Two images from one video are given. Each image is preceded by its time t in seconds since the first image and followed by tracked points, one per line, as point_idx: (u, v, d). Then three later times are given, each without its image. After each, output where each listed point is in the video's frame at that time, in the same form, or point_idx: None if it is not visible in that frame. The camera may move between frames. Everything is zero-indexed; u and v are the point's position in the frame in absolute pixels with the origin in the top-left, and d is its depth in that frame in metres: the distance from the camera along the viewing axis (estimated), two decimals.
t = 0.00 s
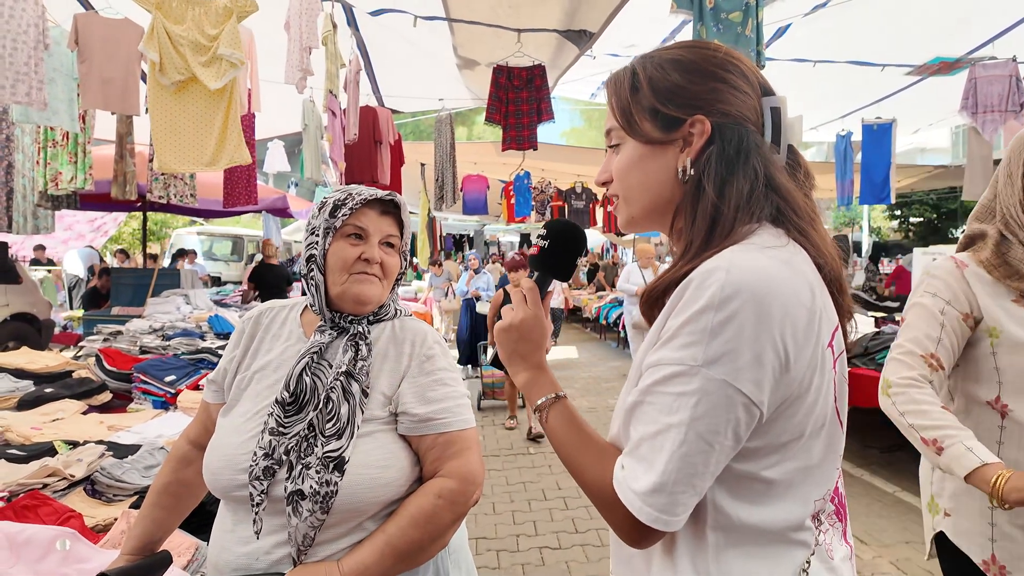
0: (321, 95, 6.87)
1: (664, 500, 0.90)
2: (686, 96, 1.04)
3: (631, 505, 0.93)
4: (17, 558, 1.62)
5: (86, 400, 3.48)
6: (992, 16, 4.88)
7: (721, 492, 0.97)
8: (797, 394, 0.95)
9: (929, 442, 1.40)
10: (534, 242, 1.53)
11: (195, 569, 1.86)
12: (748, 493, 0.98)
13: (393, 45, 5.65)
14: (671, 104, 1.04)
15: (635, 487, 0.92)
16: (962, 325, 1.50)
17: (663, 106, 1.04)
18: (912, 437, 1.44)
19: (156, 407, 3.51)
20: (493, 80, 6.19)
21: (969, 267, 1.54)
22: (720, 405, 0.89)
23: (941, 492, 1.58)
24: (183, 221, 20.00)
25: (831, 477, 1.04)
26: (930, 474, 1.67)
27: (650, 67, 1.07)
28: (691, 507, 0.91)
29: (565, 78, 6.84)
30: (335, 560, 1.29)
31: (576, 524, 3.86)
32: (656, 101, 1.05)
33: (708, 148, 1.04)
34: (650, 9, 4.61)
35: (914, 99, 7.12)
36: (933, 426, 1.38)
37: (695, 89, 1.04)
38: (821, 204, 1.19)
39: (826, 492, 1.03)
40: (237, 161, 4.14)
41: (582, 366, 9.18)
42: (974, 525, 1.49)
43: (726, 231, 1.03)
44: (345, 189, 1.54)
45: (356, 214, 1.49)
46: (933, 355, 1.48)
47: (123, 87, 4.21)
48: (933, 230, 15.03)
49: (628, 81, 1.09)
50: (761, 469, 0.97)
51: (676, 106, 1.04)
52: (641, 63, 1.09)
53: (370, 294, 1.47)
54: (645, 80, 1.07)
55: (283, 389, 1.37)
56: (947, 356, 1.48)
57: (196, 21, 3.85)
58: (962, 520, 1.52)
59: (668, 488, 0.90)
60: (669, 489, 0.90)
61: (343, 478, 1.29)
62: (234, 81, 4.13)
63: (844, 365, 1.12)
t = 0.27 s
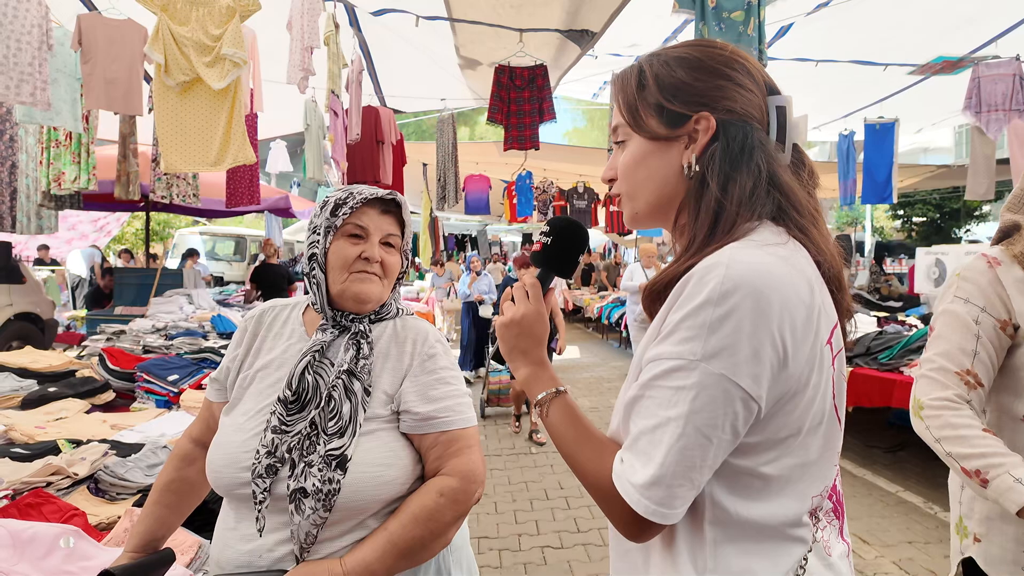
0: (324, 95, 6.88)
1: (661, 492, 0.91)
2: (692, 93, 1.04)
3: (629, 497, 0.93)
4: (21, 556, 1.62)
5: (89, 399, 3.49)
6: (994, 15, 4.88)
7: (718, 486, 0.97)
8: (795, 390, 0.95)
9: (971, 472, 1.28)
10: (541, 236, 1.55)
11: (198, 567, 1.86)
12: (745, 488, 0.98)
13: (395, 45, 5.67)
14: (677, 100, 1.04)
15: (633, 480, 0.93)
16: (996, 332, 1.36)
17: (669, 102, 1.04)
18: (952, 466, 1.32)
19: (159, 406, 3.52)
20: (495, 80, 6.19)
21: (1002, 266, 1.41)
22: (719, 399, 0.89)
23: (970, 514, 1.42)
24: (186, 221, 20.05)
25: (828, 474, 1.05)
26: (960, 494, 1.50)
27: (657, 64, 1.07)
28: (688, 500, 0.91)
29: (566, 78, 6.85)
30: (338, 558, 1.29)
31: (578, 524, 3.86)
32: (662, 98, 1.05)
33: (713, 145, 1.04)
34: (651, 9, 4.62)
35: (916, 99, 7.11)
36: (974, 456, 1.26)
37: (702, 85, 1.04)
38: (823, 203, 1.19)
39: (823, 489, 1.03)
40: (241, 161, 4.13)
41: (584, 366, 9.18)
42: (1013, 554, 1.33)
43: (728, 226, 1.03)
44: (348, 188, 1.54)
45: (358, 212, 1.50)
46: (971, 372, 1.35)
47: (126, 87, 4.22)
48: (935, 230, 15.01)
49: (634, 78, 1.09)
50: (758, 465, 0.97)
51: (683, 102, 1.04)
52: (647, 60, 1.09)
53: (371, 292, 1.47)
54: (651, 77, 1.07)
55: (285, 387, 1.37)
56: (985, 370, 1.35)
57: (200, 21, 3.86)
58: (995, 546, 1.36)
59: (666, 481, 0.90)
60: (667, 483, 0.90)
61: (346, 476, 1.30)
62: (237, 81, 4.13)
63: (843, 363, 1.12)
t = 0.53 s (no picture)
0: (326, 95, 6.89)
1: (665, 491, 0.90)
2: (699, 95, 1.04)
3: (633, 496, 0.93)
4: (25, 556, 1.62)
5: (93, 399, 3.49)
6: (998, 15, 4.86)
7: (721, 486, 0.97)
8: (799, 391, 0.95)
9: None
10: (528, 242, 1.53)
11: (202, 567, 1.86)
12: (748, 488, 0.98)
13: (398, 45, 5.67)
14: (684, 102, 1.04)
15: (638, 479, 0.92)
16: None
17: (676, 103, 1.04)
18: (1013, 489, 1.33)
19: (163, 406, 3.53)
20: (498, 80, 6.19)
21: None
22: (724, 398, 0.89)
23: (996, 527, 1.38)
24: (189, 221, 20.07)
25: (832, 475, 1.04)
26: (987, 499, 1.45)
27: (664, 66, 1.07)
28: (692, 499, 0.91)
29: (569, 78, 6.84)
30: (342, 559, 1.29)
31: (581, 524, 3.86)
32: (670, 99, 1.04)
33: (720, 147, 1.04)
34: (654, 9, 4.62)
35: (920, 99, 7.09)
36: None
37: (709, 87, 1.04)
38: (830, 204, 1.18)
39: (828, 491, 1.03)
40: (248, 161, 4.10)
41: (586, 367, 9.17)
42: None
43: (735, 227, 1.03)
44: (351, 189, 1.55)
45: (361, 213, 1.50)
46: None
47: (130, 88, 4.23)
48: (939, 230, 14.97)
49: (642, 80, 1.09)
50: (762, 465, 0.96)
51: (690, 104, 1.04)
52: (655, 62, 1.09)
53: (371, 294, 1.47)
54: (659, 79, 1.06)
55: (289, 389, 1.37)
56: None
57: (206, 22, 3.87)
58: (1022, 562, 1.33)
59: (669, 480, 0.90)
60: (670, 482, 0.90)
61: (349, 477, 1.29)
62: (243, 81, 4.12)
63: (849, 364, 1.12)
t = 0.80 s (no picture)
0: (330, 96, 6.89)
1: (676, 490, 0.90)
2: (712, 96, 1.03)
3: (641, 493, 0.92)
4: (33, 557, 1.62)
5: (98, 399, 3.49)
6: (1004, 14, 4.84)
7: (733, 485, 0.96)
8: (813, 391, 0.93)
9: None
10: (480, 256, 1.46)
11: (208, 568, 1.86)
12: (759, 488, 0.97)
13: (402, 45, 5.67)
14: (697, 103, 1.03)
15: (646, 476, 0.92)
16: None
17: (689, 104, 1.03)
18: None
19: (167, 406, 3.52)
20: (502, 80, 6.18)
21: None
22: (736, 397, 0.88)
23: None
24: (192, 220, 20.11)
25: (846, 477, 1.02)
26: None
27: (676, 66, 1.06)
28: (704, 498, 0.90)
29: (572, 78, 6.84)
30: (351, 561, 1.28)
31: (586, 525, 3.84)
32: (682, 100, 1.03)
33: (733, 148, 1.03)
34: (658, 9, 4.61)
35: (924, 98, 7.06)
36: None
37: (723, 88, 1.03)
38: (842, 204, 1.17)
39: (841, 492, 1.01)
40: (256, 160, 4.08)
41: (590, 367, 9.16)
42: None
43: (749, 228, 1.02)
44: (357, 189, 1.54)
45: (366, 213, 1.49)
46: None
47: (134, 88, 4.23)
48: (943, 230, 14.92)
49: (654, 80, 1.08)
50: (774, 465, 0.95)
51: (703, 105, 1.03)
52: (667, 62, 1.08)
53: (375, 296, 1.47)
54: (671, 79, 1.05)
55: (296, 390, 1.36)
56: None
57: (213, 23, 3.87)
58: None
59: (681, 479, 0.89)
60: (682, 481, 0.89)
61: (357, 479, 1.29)
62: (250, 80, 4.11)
63: (863, 365, 1.10)
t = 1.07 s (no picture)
0: (332, 95, 6.87)
1: (655, 469, 0.91)
2: (721, 89, 1.00)
3: (620, 470, 0.93)
4: (31, 559, 1.60)
5: (100, 399, 3.48)
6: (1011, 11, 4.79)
7: (733, 481, 0.94)
8: (820, 390, 0.91)
9: None
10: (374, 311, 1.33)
11: (209, 570, 1.84)
12: (762, 488, 0.94)
13: (405, 44, 5.65)
14: (705, 97, 1.00)
15: (622, 450, 0.92)
16: None
17: (698, 99, 1.00)
18: None
19: (169, 406, 3.51)
20: (505, 79, 6.16)
21: None
22: (734, 392, 0.87)
23: None
24: (195, 221, 20.14)
25: (856, 480, 0.99)
26: None
27: (683, 57, 1.03)
28: (683, 479, 0.90)
29: (575, 77, 6.81)
30: (352, 566, 1.27)
31: (589, 526, 3.82)
32: (691, 94, 1.00)
33: (745, 143, 1.00)
34: (662, 8, 4.59)
35: (930, 96, 7.01)
36: None
37: (731, 81, 1.00)
38: (856, 199, 1.14)
39: (848, 497, 0.98)
40: (258, 158, 4.05)
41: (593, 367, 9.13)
42: None
43: (759, 224, 0.99)
44: (357, 186, 1.52)
45: (365, 210, 1.48)
46: None
47: (137, 87, 4.22)
48: (948, 229, 14.84)
49: (661, 72, 1.05)
50: (780, 465, 0.93)
51: (712, 99, 1.00)
52: (674, 53, 1.05)
53: (374, 295, 1.46)
54: (678, 71, 1.03)
55: (296, 390, 1.34)
56: None
57: (215, 21, 3.85)
58: None
59: (661, 460, 0.90)
60: (661, 460, 0.90)
61: (358, 482, 1.26)
62: (251, 77, 4.08)
63: (876, 365, 1.07)
